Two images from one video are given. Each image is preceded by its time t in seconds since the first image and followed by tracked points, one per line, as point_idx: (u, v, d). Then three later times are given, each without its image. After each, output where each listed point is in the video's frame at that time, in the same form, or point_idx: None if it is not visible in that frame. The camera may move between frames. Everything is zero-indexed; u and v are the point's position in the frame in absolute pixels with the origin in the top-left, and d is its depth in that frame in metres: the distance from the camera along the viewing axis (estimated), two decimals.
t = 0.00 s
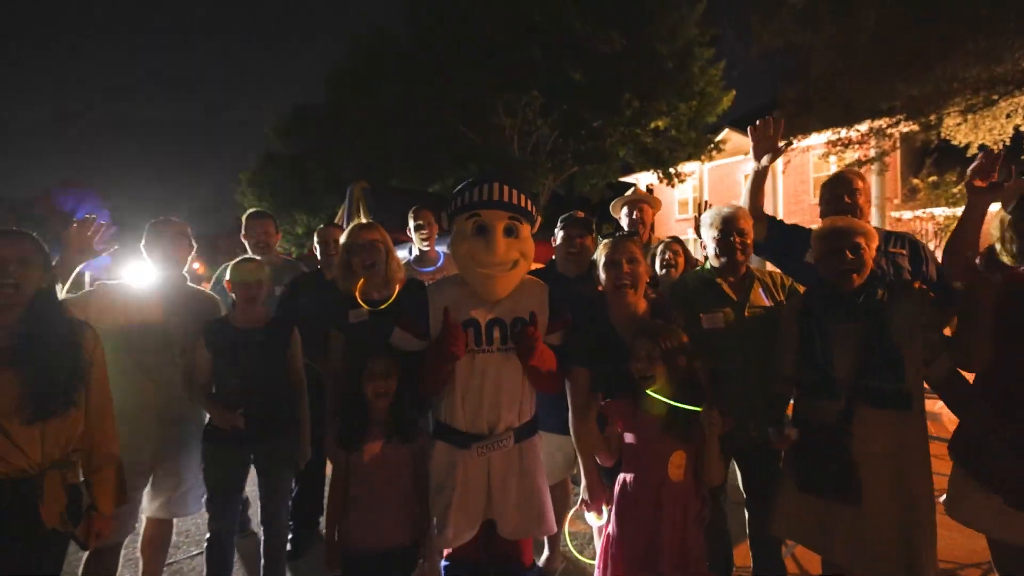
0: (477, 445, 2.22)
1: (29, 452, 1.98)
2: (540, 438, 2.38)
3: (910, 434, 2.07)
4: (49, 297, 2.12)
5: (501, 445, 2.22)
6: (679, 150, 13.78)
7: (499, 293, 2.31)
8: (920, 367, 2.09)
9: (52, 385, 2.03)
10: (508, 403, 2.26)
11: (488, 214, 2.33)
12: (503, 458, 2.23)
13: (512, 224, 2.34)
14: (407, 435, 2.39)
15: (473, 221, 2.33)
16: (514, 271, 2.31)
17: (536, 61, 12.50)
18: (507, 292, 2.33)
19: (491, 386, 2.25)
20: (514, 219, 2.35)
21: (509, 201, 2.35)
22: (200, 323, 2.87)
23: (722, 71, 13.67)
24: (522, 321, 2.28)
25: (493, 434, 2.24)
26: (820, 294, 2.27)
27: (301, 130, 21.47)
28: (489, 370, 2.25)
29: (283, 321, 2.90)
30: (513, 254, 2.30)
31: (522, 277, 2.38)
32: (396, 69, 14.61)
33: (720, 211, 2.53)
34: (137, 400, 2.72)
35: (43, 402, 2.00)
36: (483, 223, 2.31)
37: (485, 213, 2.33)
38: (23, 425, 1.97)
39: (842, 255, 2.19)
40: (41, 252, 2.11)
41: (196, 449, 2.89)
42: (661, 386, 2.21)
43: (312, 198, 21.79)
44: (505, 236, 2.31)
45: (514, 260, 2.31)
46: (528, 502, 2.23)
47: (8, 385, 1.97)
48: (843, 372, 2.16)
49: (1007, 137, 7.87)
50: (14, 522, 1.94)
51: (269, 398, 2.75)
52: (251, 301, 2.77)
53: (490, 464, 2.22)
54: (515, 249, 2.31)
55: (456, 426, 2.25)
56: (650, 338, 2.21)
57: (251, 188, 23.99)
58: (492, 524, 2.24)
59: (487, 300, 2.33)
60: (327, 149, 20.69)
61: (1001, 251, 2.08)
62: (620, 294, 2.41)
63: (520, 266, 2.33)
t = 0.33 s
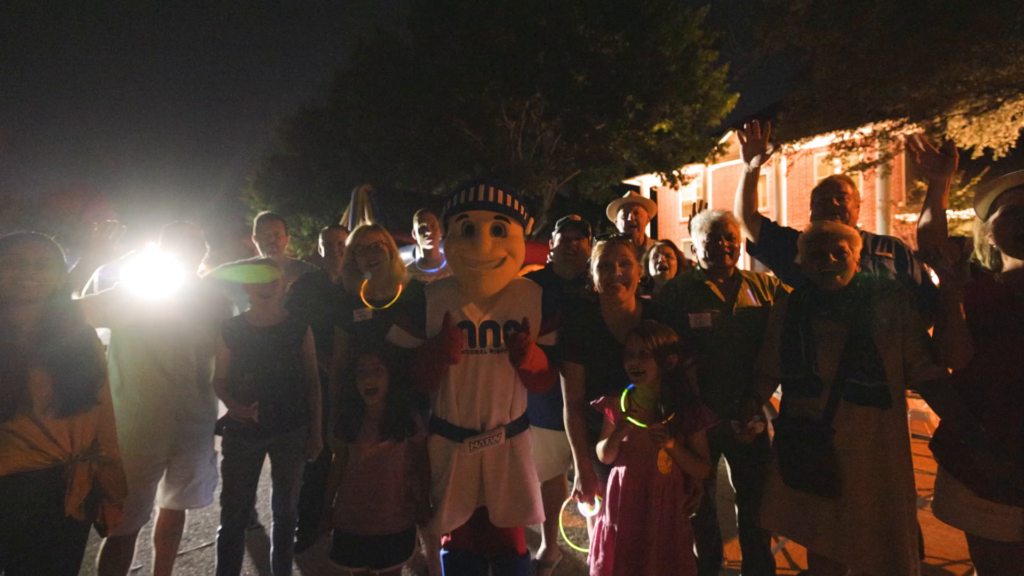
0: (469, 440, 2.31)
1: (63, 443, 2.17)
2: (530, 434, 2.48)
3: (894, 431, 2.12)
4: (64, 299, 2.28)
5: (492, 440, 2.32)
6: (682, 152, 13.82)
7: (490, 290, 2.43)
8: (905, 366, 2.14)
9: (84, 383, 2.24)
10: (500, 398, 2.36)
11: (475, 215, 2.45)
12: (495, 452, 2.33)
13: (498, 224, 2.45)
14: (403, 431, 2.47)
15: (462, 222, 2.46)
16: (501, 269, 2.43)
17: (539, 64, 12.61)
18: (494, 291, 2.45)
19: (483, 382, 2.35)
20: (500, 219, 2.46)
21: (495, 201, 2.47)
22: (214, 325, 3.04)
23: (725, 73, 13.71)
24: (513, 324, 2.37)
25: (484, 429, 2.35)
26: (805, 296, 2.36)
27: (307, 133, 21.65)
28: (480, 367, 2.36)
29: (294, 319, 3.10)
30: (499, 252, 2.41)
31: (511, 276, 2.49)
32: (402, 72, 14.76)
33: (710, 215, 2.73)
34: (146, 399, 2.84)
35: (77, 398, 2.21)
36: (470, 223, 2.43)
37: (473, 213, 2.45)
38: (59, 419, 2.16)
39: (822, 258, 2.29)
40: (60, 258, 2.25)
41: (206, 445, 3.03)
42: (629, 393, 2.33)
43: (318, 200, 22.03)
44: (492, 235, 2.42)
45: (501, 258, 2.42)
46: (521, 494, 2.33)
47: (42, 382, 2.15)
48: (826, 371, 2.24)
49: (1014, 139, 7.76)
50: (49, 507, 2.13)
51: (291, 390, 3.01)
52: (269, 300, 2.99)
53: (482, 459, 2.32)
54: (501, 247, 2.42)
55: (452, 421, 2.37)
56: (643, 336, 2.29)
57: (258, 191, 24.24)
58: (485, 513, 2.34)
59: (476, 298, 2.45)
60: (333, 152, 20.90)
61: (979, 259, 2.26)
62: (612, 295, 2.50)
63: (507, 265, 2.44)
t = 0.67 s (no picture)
0: (464, 430, 2.45)
1: (97, 428, 2.43)
2: (522, 426, 2.62)
3: (866, 422, 2.24)
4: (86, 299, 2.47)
5: (485, 430, 2.46)
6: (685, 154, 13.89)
7: (479, 289, 2.57)
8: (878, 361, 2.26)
9: (114, 376, 2.52)
10: (492, 392, 2.51)
11: (467, 219, 2.59)
12: (488, 441, 2.48)
13: (488, 228, 2.60)
14: (406, 424, 2.63)
15: (455, 225, 2.60)
16: (491, 269, 2.58)
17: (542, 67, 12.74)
18: (484, 290, 2.59)
19: (475, 375, 2.49)
20: (489, 223, 2.61)
21: (481, 205, 2.62)
22: (229, 321, 3.21)
23: (728, 74, 13.75)
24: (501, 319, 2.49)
25: (478, 420, 2.49)
26: (786, 296, 2.49)
27: (312, 135, 21.84)
28: (472, 361, 2.50)
29: (306, 321, 3.28)
30: (489, 254, 2.56)
31: (500, 276, 2.64)
32: (406, 76, 14.94)
33: (698, 220, 2.88)
34: (161, 397, 2.99)
35: (109, 390, 2.49)
36: (462, 227, 2.58)
37: (465, 217, 2.60)
38: (94, 409, 2.43)
39: (799, 259, 2.42)
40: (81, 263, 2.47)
41: (221, 435, 3.21)
42: (622, 385, 2.47)
43: (324, 202, 22.30)
44: (482, 238, 2.57)
45: (491, 259, 2.57)
46: (514, 482, 2.48)
47: (78, 375, 2.41)
48: (804, 366, 2.36)
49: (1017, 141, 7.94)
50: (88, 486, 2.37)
51: (301, 383, 3.19)
52: (284, 299, 3.17)
53: (476, 447, 2.47)
54: (490, 249, 2.57)
55: (449, 412, 2.51)
56: (633, 334, 2.42)
57: (264, 193, 24.51)
58: (479, 499, 2.49)
59: (468, 296, 2.59)
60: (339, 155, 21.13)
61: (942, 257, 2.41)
62: (602, 294, 2.64)
63: (497, 266, 2.59)
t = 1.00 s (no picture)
0: (460, 421, 2.59)
1: (114, 423, 2.54)
2: (515, 419, 2.75)
3: (843, 414, 2.37)
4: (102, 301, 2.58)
5: (480, 421, 2.59)
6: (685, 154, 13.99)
7: (475, 288, 2.71)
8: (854, 356, 2.37)
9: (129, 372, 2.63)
10: (488, 385, 2.63)
11: (463, 222, 2.73)
12: (483, 432, 2.61)
13: (483, 230, 2.73)
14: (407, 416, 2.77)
15: (451, 228, 2.73)
16: (486, 269, 2.71)
17: (542, 69, 12.87)
18: (479, 289, 2.73)
19: (471, 368, 2.62)
20: (484, 226, 2.74)
21: (478, 209, 2.76)
22: (240, 319, 3.37)
23: (728, 75, 13.85)
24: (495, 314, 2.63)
25: (474, 412, 2.62)
26: (770, 295, 2.60)
27: (315, 136, 22.04)
28: (468, 355, 2.62)
29: (312, 320, 3.40)
30: (483, 255, 2.69)
31: (494, 276, 2.77)
32: (409, 77, 15.10)
33: (688, 222, 3.01)
34: (174, 393, 3.12)
35: (125, 385, 2.61)
36: (458, 229, 2.71)
37: (460, 221, 2.73)
38: (111, 404, 2.54)
39: (780, 257, 2.52)
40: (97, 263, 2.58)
41: (230, 428, 3.36)
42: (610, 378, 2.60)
43: (327, 203, 22.49)
44: (477, 240, 2.70)
45: (485, 260, 2.70)
46: (508, 471, 2.61)
47: (97, 373, 2.53)
48: (785, 360, 2.48)
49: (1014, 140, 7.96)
50: (105, 477, 2.50)
51: (307, 381, 3.30)
52: (293, 299, 3.31)
53: (472, 437, 2.60)
54: (485, 250, 2.70)
55: (446, 404, 2.64)
56: (622, 330, 2.55)
57: (268, 194, 24.74)
58: (475, 487, 2.62)
59: (464, 295, 2.73)
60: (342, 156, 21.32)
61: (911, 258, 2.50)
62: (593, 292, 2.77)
63: (491, 266, 2.72)
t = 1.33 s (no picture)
0: (459, 418, 2.71)
1: (130, 421, 2.65)
2: (512, 416, 2.87)
3: (826, 410, 2.48)
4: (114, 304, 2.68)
5: (478, 418, 2.72)
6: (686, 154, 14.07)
7: (472, 291, 2.83)
8: (837, 355, 2.48)
9: (142, 371, 2.74)
10: (486, 384, 2.76)
11: (459, 228, 2.85)
12: (481, 428, 2.73)
13: (479, 235, 2.85)
14: (407, 412, 2.87)
15: (449, 234, 2.86)
16: (482, 272, 2.83)
17: (543, 70, 12.97)
18: (476, 292, 2.85)
19: (469, 367, 2.73)
20: (480, 231, 2.87)
21: (473, 216, 2.88)
22: (251, 320, 3.47)
23: (728, 76, 13.93)
24: (491, 316, 2.76)
25: (473, 409, 2.74)
26: (758, 297, 2.70)
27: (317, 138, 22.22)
28: (466, 355, 2.74)
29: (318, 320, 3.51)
30: (480, 259, 2.81)
31: (490, 279, 2.90)
32: (411, 80, 15.24)
33: (681, 226, 3.11)
34: (189, 392, 3.25)
35: (138, 384, 2.70)
36: (455, 235, 2.83)
37: (457, 227, 2.86)
38: (124, 401, 2.64)
39: (767, 260, 2.61)
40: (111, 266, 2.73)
41: (241, 425, 3.49)
42: (602, 377, 2.71)
43: (329, 204, 22.70)
44: (474, 245, 2.82)
45: (482, 264, 2.82)
46: (506, 465, 2.73)
47: (112, 373, 2.63)
48: (770, 359, 2.59)
49: (1014, 141, 8.10)
50: (121, 474, 2.58)
51: (314, 380, 3.42)
52: (299, 302, 3.42)
53: (471, 433, 2.72)
54: (481, 255, 2.82)
55: (446, 401, 2.76)
56: (615, 332, 2.65)
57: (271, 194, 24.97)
58: (474, 481, 2.74)
59: (462, 297, 2.85)
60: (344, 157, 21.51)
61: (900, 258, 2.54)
62: (586, 294, 2.87)
63: (487, 270, 2.84)
